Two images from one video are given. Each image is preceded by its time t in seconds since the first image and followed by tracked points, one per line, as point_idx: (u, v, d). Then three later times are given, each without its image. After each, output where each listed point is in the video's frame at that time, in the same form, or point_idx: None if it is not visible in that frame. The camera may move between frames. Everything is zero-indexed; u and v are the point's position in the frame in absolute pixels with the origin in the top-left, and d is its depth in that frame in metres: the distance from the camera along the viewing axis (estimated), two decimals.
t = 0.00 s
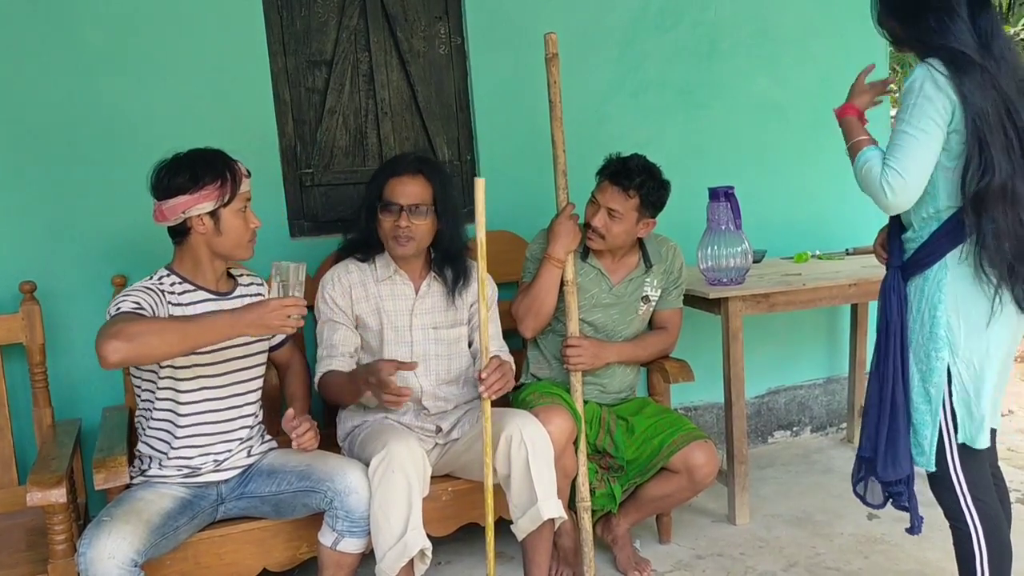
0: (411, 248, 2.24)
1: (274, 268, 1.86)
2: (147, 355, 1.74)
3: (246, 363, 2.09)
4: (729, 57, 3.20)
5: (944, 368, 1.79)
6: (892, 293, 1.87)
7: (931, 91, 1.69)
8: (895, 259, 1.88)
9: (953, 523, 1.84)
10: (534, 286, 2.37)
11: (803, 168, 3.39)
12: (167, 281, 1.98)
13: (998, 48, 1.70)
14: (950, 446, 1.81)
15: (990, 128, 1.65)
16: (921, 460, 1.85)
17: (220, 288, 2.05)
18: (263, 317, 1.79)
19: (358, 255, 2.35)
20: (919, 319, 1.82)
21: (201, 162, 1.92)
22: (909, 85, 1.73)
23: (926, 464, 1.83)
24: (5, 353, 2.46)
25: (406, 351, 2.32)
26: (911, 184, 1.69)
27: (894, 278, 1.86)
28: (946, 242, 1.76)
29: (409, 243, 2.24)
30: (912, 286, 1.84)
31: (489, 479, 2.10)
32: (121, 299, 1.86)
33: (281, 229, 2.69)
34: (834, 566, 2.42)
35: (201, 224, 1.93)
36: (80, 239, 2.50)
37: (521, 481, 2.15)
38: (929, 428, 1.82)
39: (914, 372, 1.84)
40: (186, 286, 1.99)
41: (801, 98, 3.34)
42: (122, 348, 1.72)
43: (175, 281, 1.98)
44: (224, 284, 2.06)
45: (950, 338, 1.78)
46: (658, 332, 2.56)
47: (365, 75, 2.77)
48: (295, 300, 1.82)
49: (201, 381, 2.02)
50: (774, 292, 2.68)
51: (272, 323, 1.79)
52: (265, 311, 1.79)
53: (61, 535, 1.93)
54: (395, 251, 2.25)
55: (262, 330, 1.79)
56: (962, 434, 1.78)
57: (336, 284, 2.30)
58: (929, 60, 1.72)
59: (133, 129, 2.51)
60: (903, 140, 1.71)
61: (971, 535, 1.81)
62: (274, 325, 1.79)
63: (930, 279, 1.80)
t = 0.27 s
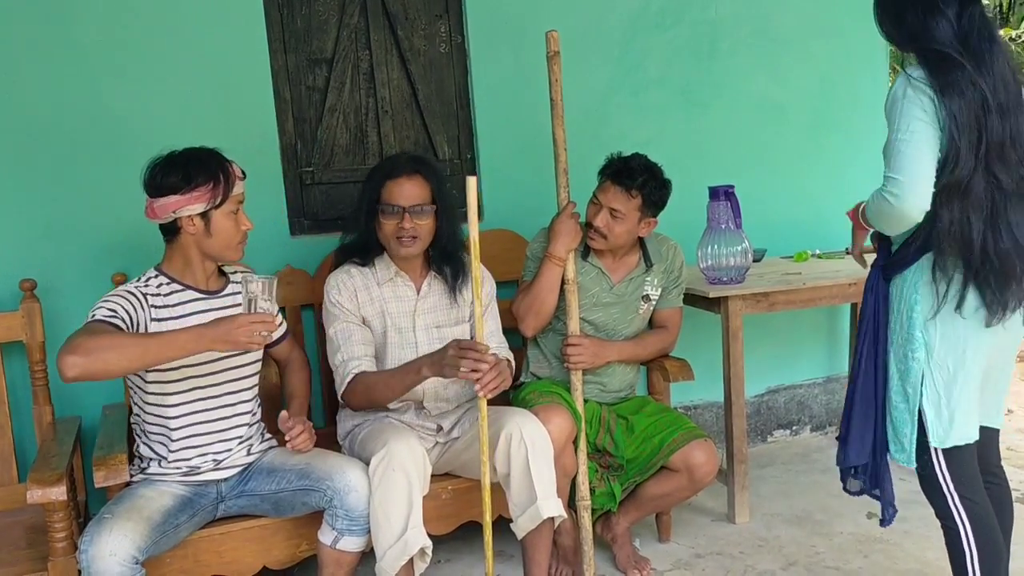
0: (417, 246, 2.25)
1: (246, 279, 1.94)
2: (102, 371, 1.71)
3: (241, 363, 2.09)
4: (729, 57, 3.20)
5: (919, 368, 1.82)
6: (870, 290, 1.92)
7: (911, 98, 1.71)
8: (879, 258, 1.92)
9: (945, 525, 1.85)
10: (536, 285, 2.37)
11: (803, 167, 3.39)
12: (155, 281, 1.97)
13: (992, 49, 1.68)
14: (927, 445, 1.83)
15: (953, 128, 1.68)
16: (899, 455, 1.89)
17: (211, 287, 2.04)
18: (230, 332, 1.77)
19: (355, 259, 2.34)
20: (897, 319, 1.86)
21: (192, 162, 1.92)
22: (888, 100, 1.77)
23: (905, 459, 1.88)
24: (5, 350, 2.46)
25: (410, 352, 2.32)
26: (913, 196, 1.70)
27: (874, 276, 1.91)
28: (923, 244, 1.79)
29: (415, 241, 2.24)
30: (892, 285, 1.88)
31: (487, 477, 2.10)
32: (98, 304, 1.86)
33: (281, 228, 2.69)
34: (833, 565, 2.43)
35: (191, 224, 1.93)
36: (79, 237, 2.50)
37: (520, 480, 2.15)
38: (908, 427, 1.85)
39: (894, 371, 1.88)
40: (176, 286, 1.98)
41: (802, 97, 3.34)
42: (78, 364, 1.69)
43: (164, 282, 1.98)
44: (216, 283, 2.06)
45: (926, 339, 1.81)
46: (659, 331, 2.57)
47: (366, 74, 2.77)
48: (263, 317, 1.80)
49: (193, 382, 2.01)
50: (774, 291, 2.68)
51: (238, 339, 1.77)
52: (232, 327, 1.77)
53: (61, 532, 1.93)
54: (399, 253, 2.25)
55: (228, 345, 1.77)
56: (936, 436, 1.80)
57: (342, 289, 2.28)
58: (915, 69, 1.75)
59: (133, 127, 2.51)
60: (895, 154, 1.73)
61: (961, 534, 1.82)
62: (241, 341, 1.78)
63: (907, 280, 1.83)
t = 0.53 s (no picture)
0: (428, 240, 2.26)
1: (229, 292, 1.85)
2: (83, 379, 1.69)
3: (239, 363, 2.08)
4: (729, 57, 3.21)
5: (917, 368, 1.82)
6: (863, 285, 1.96)
7: (935, 103, 1.69)
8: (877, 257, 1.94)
9: (947, 526, 1.85)
10: (538, 284, 2.37)
11: (804, 167, 3.39)
12: (151, 281, 1.97)
13: (1011, 46, 1.69)
14: (928, 445, 1.83)
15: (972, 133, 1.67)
16: (899, 457, 1.87)
17: (209, 287, 2.04)
18: (212, 343, 1.75)
19: (360, 257, 2.33)
20: (893, 317, 1.87)
21: (190, 162, 1.92)
22: (909, 103, 1.75)
23: (909, 462, 1.86)
24: (5, 349, 2.46)
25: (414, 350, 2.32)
26: (934, 205, 1.68)
27: (869, 273, 1.94)
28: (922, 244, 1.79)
29: (426, 235, 2.25)
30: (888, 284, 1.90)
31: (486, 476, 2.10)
32: (89, 308, 1.87)
33: (281, 227, 2.69)
34: (832, 565, 2.43)
35: (188, 225, 1.93)
36: (79, 236, 2.50)
37: (520, 479, 2.15)
38: (908, 428, 1.85)
39: (891, 371, 1.88)
40: (172, 287, 1.98)
41: (802, 98, 3.34)
42: (59, 373, 1.68)
43: (160, 282, 1.98)
44: (214, 282, 2.06)
45: (924, 339, 1.81)
46: (658, 331, 2.57)
47: (366, 73, 2.77)
48: (245, 327, 1.77)
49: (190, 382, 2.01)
50: (774, 291, 2.69)
51: (221, 349, 1.76)
52: (214, 338, 1.75)
53: (61, 531, 1.93)
54: (412, 247, 2.25)
55: (210, 356, 1.76)
56: (937, 436, 1.80)
57: (345, 285, 2.27)
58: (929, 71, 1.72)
59: (134, 126, 2.51)
60: (915, 159, 1.71)
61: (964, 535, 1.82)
62: (222, 351, 1.76)
63: (903, 279, 1.85)
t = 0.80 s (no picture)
0: (426, 241, 2.26)
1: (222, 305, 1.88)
2: (72, 388, 1.70)
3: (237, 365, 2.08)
4: (728, 59, 3.21)
5: (924, 373, 1.80)
6: (872, 287, 1.93)
7: (959, 107, 1.67)
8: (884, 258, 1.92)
9: (945, 529, 1.85)
10: (534, 287, 2.37)
11: (802, 169, 3.39)
12: (149, 284, 1.97)
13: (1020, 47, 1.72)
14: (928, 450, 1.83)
15: (994, 138, 1.68)
16: (899, 461, 1.88)
17: (207, 289, 2.04)
18: (202, 351, 1.74)
19: (358, 260, 2.33)
20: (900, 321, 1.85)
21: (188, 166, 1.92)
22: (930, 106, 1.73)
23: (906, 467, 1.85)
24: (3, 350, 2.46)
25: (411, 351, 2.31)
26: (958, 210, 1.66)
27: (878, 274, 1.92)
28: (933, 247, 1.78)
29: (424, 237, 2.26)
30: (896, 286, 1.88)
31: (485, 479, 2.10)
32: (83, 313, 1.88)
33: (280, 229, 2.69)
34: (830, 568, 2.43)
35: (187, 228, 1.93)
36: (78, 237, 2.50)
37: (518, 481, 2.15)
38: (909, 432, 1.84)
39: (896, 374, 1.87)
40: (170, 290, 1.98)
41: (801, 100, 3.34)
42: (49, 381, 1.69)
43: (158, 285, 1.98)
44: (212, 285, 2.06)
45: (933, 343, 1.80)
46: (655, 334, 2.57)
47: (365, 75, 2.77)
48: (235, 335, 1.76)
49: (188, 384, 2.01)
50: (772, 294, 2.69)
51: (211, 357, 1.74)
52: (204, 346, 1.74)
53: (59, 533, 1.93)
54: (410, 250, 2.26)
55: (200, 363, 1.74)
56: (938, 441, 1.79)
57: (342, 286, 2.27)
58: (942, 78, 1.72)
59: (133, 128, 2.51)
60: (936, 164, 1.69)
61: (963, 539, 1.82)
62: (212, 359, 1.74)
63: (912, 282, 1.83)
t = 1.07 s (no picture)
0: (424, 243, 2.26)
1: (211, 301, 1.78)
2: (62, 394, 1.70)
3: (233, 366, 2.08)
4: (726, 63, 3.21)
5: (949, 376, 1.78)
6: (896, 291, 1.86)
7: (984, 104, 1.64)
8: (901, 261, 1.87)
9: (949, 531, 1.85)
10: (533, 291, 2.37)
11: (800, 173, 3.39)
12: (145, 287, 1.98)
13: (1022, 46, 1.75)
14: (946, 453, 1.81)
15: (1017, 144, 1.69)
16: (918, 466, 1.84)
17: (203, 292, 2.04)
18: (192, 356, 1.72)
19: (355, 263, 2.32)
20: (925, 324, 1.81)
21: (184, 169, 1.92)
22: (951, 107, 1.68)
23: (925, 472, 1.82)
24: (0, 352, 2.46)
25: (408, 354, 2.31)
26: (999, 207, 1.63)
27: (900, 277, 1.86)
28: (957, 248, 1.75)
29: (422, 238, 2.26)
30: (918, 288, 1.84)
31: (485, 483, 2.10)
32: (78, 316, 1.88)
33: (278, 232, 2.69)
34: (827, 572, 2.43)
35: (183, 231, 1.93)
36: (75, 240, 2.50)
37: (515, 484, 2.15)
38: (930, 436, 1.81)
39: (917, 378, 1.83)
40: (165, 292, 1.98)
41: (799, 104, 3.35)
42: (39, 387, 1.68)
43: (153, 288, 1.98)
44: (208, 288, 2.06)
45: (957, 345, 1.77)
46: (652, 337, 2.57)
47: (363, 78, 2.78)
48: (224, 340, 1.74)
49: (184, 387, 2.01)
50: (769, 298, 2.69)
51: (201, 363, 1.72)
52: (194, 352, 1.72)
53: (55, 536, 1.93)
54: (407, 249, 2.26)
55: (190, 369, 1.73)
56: (955, 445, 1.78)
57: (339, 289, 2.27)
58: (955, 82, 1.70)
59: (130, 130, 2.51)
60: (967, 162, 1.65)
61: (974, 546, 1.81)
62: (202, 365, 1.73)
63: (937, 284, 1.80)
